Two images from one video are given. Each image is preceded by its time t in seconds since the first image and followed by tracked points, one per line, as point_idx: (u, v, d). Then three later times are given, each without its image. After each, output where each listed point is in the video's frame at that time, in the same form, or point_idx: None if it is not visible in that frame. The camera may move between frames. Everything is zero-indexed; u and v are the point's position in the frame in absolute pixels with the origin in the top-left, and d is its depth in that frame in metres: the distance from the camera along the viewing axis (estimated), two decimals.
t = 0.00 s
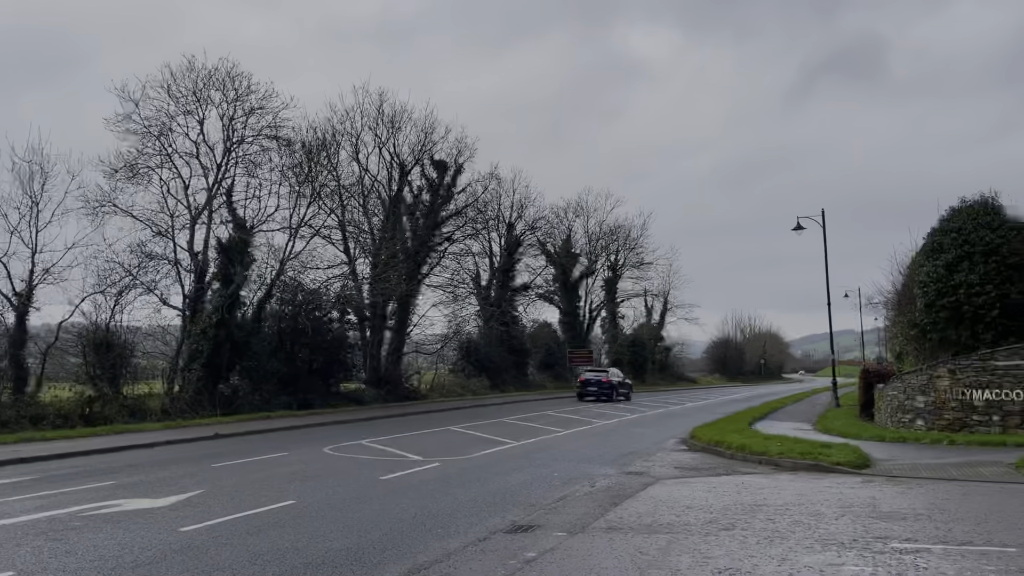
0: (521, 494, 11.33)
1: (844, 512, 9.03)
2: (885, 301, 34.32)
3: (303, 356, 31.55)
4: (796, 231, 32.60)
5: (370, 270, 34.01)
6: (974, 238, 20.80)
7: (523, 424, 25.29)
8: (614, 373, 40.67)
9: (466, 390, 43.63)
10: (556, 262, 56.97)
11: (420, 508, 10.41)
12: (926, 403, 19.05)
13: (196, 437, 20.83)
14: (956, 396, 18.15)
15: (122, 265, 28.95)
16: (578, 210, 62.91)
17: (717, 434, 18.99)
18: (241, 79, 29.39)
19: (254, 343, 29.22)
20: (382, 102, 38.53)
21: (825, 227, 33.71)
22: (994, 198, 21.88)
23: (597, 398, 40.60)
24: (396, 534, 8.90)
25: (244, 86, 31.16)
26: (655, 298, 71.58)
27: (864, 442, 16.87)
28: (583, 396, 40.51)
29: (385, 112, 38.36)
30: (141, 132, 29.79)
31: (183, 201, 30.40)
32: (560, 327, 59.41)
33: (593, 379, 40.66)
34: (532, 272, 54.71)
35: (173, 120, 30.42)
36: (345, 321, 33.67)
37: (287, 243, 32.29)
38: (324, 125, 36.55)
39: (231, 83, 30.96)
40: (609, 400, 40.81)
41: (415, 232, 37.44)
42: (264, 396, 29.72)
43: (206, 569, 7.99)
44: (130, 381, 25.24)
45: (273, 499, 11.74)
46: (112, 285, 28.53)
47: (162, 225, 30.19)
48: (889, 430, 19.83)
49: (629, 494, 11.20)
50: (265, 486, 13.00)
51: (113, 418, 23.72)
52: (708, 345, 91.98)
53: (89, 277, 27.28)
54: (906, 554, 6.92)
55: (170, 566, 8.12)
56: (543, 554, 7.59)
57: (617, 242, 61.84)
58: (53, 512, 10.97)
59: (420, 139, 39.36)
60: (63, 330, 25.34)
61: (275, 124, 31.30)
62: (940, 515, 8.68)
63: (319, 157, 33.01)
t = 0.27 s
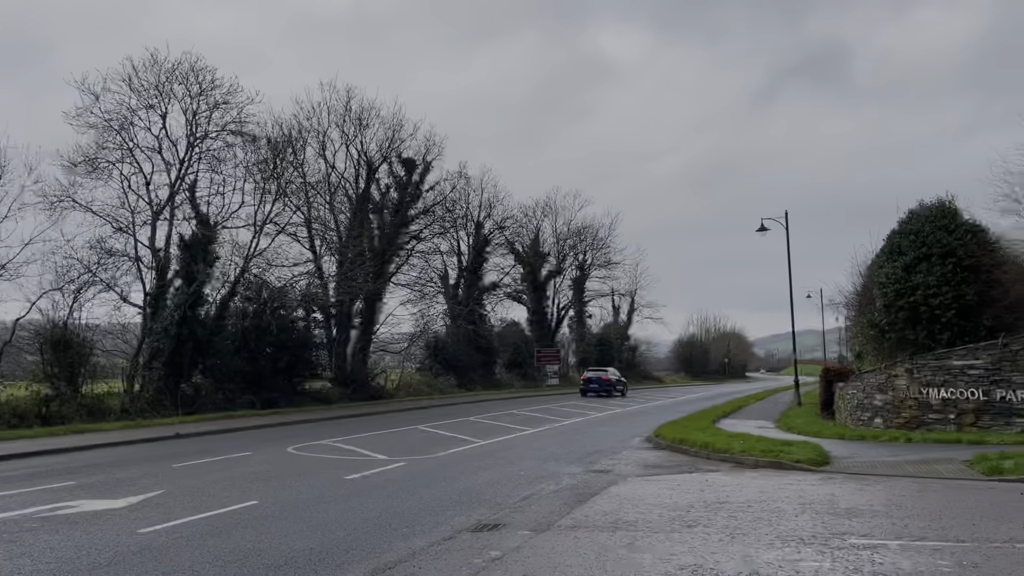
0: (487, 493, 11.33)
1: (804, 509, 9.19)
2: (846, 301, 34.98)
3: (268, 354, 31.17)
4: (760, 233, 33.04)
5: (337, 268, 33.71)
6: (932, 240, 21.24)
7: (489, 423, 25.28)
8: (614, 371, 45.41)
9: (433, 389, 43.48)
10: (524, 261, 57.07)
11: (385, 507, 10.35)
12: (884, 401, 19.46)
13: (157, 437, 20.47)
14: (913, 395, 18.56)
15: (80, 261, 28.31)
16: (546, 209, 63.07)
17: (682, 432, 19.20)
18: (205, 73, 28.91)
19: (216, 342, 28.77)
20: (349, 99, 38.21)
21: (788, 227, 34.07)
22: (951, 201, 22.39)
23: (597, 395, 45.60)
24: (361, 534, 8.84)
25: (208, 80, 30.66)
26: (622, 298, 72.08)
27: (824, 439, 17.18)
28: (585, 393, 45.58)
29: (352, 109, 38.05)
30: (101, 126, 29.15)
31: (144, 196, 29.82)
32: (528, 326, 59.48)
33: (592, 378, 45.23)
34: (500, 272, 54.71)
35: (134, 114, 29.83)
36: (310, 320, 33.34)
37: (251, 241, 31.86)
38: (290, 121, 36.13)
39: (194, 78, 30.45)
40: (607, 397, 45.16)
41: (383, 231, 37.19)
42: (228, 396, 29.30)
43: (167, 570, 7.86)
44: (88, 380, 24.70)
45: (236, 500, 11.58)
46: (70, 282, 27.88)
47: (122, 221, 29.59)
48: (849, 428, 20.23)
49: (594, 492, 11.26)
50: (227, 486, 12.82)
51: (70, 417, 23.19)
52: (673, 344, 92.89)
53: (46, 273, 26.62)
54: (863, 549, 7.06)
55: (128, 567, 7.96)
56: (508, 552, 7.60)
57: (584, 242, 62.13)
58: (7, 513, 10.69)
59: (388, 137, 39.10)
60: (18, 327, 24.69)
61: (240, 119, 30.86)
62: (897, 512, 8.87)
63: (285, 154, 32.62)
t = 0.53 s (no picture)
0: (451, 493, 11.31)
1: (765, 507, 9.33)
2: (808, 303, 35.60)
3: (230, 355, 30.73)
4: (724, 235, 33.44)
5: (301, 268, 33.34)
6: (890, 243, 21.70)
7: (455, 424, 25.24)
8: (606, 372, 49.96)
9: (399, 390, 43.23)
10: (491, 262, 57.06)
11: (348, 509, 10.26)
12: (843, 401, 19.84)
13: (115, 438, 20.06)
14: (871, 395, 18.94)
15: (36, 259, 27.61)
16: (514, 210, 63.13)
17: (647, 431, 19.38)
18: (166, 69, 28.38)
19: (177, 342, 28.27)
20: (315, 97, 37.84)
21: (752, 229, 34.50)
22: (908, 205, 22.90)
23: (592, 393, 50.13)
24: (323, 536, 8.75)
25: (170, 76, 30.13)
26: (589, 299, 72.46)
27: (786, 439, 17.46)
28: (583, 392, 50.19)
29: (318, 107, 37.68)
30: (59, 121, 28.47)
31: (103, 193, 29.17)
32: (495, 327, 59.43)
33: (587, 378, 49.91)
34: (468, 272, 54.64)
35: (93, 109, 29.19)
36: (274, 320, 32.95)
37: (213, 239, 31.39)
38: (254, 118, 35.70)
39: (156, 73, 29.90)
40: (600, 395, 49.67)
41: (348, 230, 36.88)
42: (189, 396, 28.81)
43: (123, 574, 7.71)
44: (43, 381, 24.07)
45: (195, 502, 11.38)
46: (25, 281, 27.16)
47: (80, 219, 28.91)
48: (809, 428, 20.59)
49: (558, 492, 11.30)
50: (187, 488, 12.60)
51: (24, 419, 22.60)
52: (640, 344, 93.63)
53: None
54: (821, 546, 7.18)
55: (82, 572, 7.80)
56: (471, 552, 7.59)
57: (552, 243, 62.33)
58: None
59: (354, 136, 38.78)
60: None
61: (202, 116, 30.37)
62: (854, 509, 9.04)
63: (249, 151, 32.17)
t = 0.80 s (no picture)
0: (418, 495, 11.25)
1: (728, 506, 9.44)
2: (773, 304, 36.10)
3: (193, 355, 30.42)
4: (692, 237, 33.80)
5: (267, 267, 32.95)
6: (852, 246, 22.11)
7: (423, 425, 25.15)
8: (596, 373, 54.56)
9: (367, 391, 42.95)
10: (461, 263, 57.00)
11: (312, 512, 10.16)
12: (806, 401, 20.16)
13: (74, 441, 19.63)
14: (833, 395, 19.27)
15: None
16: (484, 211, 63.11)
17: (614, 432, 19.52)
18: (129, 65, 27.85)
19: (139, 343, 27.74)
20: (282, 95, 37.44)
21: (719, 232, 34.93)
22: (870, 209, 23.35)
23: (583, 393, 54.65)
24: (286, 539, 8.64)
25: (133, 72, 29.60)
26: (559, 300, 72.73)
27: (750, 438, 17.71)
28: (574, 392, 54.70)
29: (286, 105, 37.29)
30: (17, 117, 27.78)
31: (64, 191, 28.53)
32: (465, 328, 59.33)
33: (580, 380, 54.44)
34: (438, 273, 54.50)
35: (54, 105, 28.55)
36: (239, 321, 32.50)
37: (177, 238, 30.88)
38: (221, 116, 35.22)
39: (119, 69, 29.34)
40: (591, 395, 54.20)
41: (316, 229, 36.53)
42: (151, 398, 28.30)
43: None
44: None
45: (156, 506, 11.17)
46: None
47: (40, 217, 28.25)
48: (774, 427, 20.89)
49: (525, 492, 11.33)
50: (148, 492, 12.37)
51: None
52: (609, 345, 94.23)
53: None
54: (782, 545, 7.28)
55: None
56: (436, 554, 7.57)
57: (522, 244, 62.45)
58: None
59: (322, 134, 38.44)
60: None
61: (166, 113, 29.88)
62: (815, 508, 9.19)
63: (214, 150, 31.72)
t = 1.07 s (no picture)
0: (389, 495, 11.22)
1: (697, 504, 9.53)
2: (744, 305, 36.51)
3: (162, 355, 29.86)
4: (665, 238, 34.06)
5: (239, 267, 32.60)
6: (821, 247, 22.43)
7: (396, 425, 25.07)
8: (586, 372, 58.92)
9: (339, 391, 42.68)
10: (436, 263, 56.88)
11: (282, 513, 10.09)
12: (775, 400, 20.43)
13: (38, 442, 19.28)
14: (802, 394, 19.55)
15: None
16: (459, 211, 63.02)
17: (586, 431, 19.63)
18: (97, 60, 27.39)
19: (107, 343, 27.29)
20: (254, 93, 37.07)
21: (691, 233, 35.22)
22: (839, 211, 23.72)
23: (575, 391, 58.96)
24: (255, 541, 8.58)
25: (102, 68, 29.12)
26: (533, 300, 72.88)
27: (720, 437, 17.92)
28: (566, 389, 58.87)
29: (257, 103, 36.91)
30: None
31: (29, 188, 27.99)
32: (439, 328, 59.18)
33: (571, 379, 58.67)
34: (412, 273, 54.33)
35: (19, 101, 27.99)
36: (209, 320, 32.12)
37: (146, 237, 30.44)
38: (191, 113, 34.76)
39: (87, 65, 28.85)
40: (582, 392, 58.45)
41: (288, 228, 36.21)
42: (119, 399, 27.86)
43: None
44: None
45: (122, 508, 11.03)
46: None
47: (4, 215, 27.69)
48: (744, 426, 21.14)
49: (496, 492, 11.35)
50: (114, 493, 12.20)
51: None
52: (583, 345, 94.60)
53: None
54: (748, 542, 7.38)
55: None
56: (406, 554, 7.57)
57: (496, 244, 62.48)
58: None
59: (294, 133, 38.11)
60: None
61: (135, 110, 29.44)
62: (781, 505, 9.32)
63: (185, 147, 31.31)
